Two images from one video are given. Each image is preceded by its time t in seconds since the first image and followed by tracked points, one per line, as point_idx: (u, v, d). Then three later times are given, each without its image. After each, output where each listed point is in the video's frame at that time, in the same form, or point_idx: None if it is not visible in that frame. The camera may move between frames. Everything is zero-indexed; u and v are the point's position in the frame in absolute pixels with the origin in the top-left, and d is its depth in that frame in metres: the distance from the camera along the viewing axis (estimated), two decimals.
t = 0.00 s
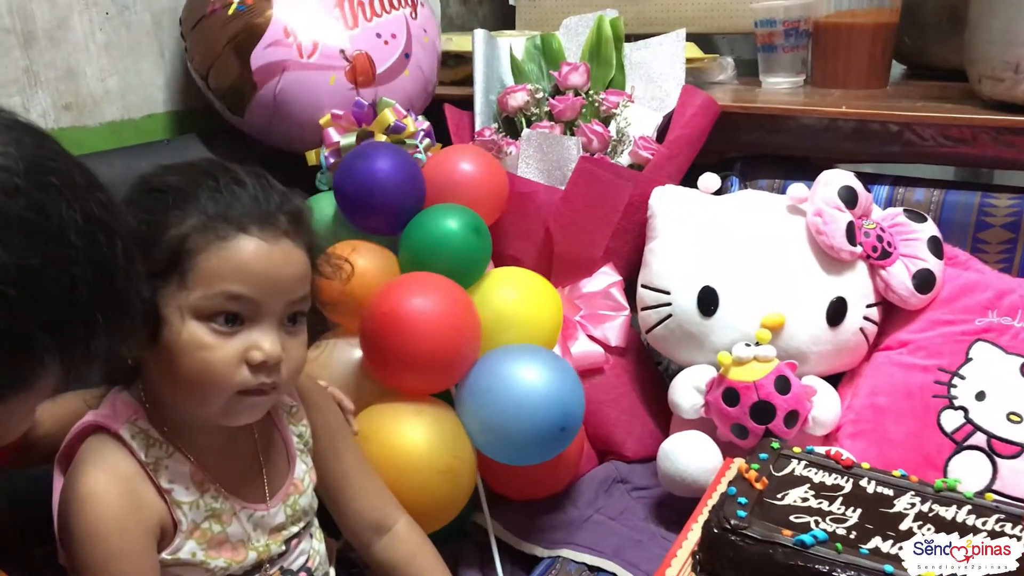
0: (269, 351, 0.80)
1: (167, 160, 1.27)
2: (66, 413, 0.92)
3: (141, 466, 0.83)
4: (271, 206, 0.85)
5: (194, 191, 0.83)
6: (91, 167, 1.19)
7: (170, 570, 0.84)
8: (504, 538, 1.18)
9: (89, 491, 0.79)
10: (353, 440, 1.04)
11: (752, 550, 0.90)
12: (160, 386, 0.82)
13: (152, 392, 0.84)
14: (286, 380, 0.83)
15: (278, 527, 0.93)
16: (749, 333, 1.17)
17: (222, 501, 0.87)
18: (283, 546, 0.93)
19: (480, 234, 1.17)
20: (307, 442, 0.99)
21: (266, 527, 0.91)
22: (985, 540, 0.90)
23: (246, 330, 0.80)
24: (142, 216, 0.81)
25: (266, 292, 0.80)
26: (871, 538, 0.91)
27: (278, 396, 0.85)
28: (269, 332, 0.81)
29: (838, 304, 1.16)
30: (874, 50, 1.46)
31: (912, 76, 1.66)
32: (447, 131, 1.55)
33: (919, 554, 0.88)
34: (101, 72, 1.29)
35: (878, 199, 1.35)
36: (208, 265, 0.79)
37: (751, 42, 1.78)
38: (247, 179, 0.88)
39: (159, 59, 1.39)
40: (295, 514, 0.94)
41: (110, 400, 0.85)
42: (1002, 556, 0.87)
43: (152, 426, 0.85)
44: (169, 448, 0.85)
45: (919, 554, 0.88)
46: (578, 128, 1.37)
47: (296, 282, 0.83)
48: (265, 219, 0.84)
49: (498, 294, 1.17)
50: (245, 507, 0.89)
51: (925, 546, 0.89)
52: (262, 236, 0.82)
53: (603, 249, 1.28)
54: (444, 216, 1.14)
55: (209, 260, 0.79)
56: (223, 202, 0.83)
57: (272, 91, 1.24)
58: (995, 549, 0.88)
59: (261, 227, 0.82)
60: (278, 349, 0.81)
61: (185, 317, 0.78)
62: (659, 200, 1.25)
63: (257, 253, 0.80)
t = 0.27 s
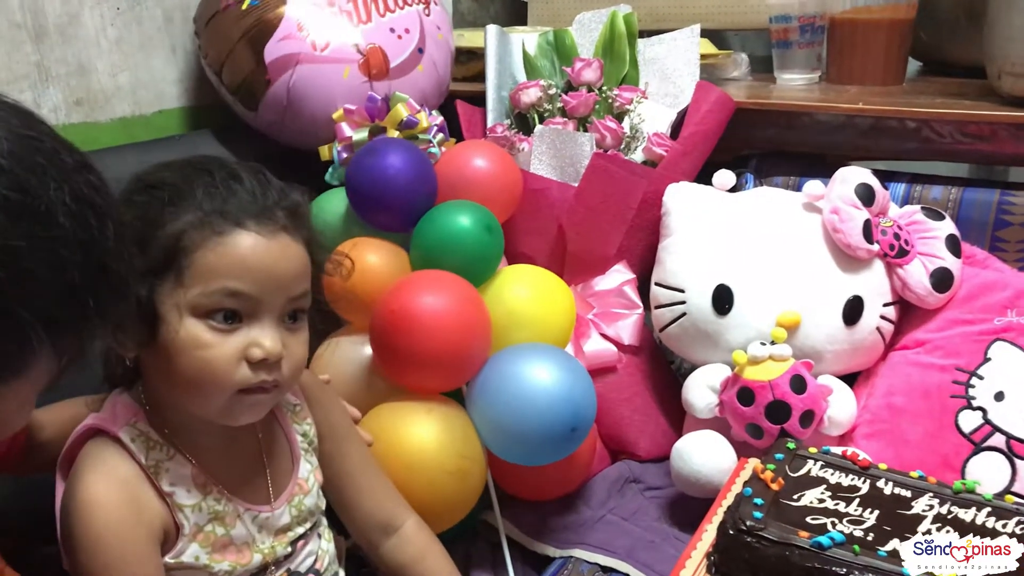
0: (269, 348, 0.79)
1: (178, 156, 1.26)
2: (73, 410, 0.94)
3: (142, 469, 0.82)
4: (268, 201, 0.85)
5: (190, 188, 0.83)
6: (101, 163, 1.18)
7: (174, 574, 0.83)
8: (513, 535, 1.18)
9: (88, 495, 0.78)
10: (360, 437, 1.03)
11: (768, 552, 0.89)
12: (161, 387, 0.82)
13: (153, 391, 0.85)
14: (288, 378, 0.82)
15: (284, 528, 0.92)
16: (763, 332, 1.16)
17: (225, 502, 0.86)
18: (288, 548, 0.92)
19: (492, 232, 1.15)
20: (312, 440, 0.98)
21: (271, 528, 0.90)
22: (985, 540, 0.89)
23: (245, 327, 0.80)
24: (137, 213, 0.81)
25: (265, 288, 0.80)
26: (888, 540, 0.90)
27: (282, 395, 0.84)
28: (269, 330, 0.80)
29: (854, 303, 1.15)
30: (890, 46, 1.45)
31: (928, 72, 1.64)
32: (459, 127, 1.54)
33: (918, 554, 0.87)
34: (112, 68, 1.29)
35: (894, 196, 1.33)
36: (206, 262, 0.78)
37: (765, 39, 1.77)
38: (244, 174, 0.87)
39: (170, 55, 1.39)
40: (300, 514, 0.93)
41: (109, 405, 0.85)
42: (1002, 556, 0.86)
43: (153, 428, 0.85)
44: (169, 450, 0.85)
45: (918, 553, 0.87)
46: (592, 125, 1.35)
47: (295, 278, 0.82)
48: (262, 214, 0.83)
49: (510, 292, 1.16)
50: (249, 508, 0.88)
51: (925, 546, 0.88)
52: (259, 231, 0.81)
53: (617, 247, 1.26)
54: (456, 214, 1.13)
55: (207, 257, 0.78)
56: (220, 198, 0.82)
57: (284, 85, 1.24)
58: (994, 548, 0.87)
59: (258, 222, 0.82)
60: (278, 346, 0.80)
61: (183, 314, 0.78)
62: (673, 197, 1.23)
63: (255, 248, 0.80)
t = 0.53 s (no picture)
0: (274, 347, 0.79)
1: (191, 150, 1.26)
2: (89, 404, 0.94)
3: (148, 472, 0.82)
4: (273, 198, 0.85)
5: (191, 184, 0.82)
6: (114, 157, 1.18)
7: None
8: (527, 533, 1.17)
9: (94, 498, 0.78)
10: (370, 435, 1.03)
11: (785, 551, 0.88)
12: (166, 389, 0.82)
13: (158, 393, 0.85)
14: (293, 377, 0.82)
15: (294, 527, 0.91)
16: (779, 330, 1.15)
17: (234, 503, 0.86)
18: (299, 547, 0.91)
19: (506, 228, 1.15)
20: (321, 438, 0.98)
21: (281, 528, 0.90)
22: (985, 540, 0.88)
23: (250, 327, 0.80)
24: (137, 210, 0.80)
25: (270, 287, 0.80)
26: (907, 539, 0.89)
27: (288, 393, 0.84)
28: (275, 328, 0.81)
29: (871, 300, 1.14)
30: (908, 41, 1.43)
31: (946, 68, 1.62)
32: (473, 122, 1.53)
33: (919, 554, 0.86)
34: (125, 62, 1.29)
35: (912, 193, 1.32)
36: (209, 260, 0.78)
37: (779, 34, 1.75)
38: (248, 170, 0.87)
39: (183, 49, 1.38)
40: (310, 513, 0.93)
41: (114, 407, 0.85)
42: (1002, 556, 0.85)
43: (158, 429, 0.85)
44: (176, 451, 0.85)
45: (918, 554, 0.86)
46: (606, 120, 1.34)
47: (300, 276, 0.82)
48: (265, 212, 0.83)
49: (524, 288, 1.16)
50: (257, 508, 0.88)
51: (925, 546, 0.87)
52: (264, 229, 0.81)
53: (631, 242, 1.26)
54: (470, 209, 1.13)
55: (211, 255, 0.78)
56: (221, 195, 0.82)
57: (303, 74, 1.23)
58: (994, 548, 0.86)
59: (263, 220, 0.82)
60: (284, 345, 0.80)
61: (187, 314, 0.78)
62: (689, 192, 1.22)
63: (259, 246, 0.80)
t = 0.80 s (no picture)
0: (279, 347, 0.79)
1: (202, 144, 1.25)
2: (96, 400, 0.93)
3: (152, 471, 0.82)
4: (279, 196, 0.85)
5: (194, 181, 0.82)
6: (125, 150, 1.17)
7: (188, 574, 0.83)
8: (539, 529, 1.16)
9: (97, 498, 0.78)
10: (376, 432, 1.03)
11: (802, 549, 0.87)
12: (168, 387, 0.82)
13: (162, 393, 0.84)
14: (298, 377, 0.83)
15: (300, 525, 0.92)
16: (794, 326, 1.14)
17: (240, 502, 0.86)
18: (304, 545, 0.92)
19: (519, 223, 1.14)
20: (327, 436, 0.97)
21: (286, 526, 0.90)
22: (984, 540, 0.87)
23: (254, 326, 0.80)
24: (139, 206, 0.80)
25: (275, 286, 0.80)
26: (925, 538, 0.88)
27: (292, 394, 0.84)
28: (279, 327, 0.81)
29: (888, 296, 1.13)
30: (925, 35, 1.41)
31: (962, 63, 1.60)
32: (485, 117, 1.52)
33: (918, 554, 0.85)
34: (136, 56, 1.28)
35: (928, 189, 1.30)
36: (213, 258, 0.78)
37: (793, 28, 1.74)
38: (252, 167, 0.87)
39: (195, 42, 1.38)
40: (316, 511, 0.93)
41: (117, 404, 0.84)
42: (1002, 556, 0.85)
43: (162, 427, 0.85)
44: (180, 449, 0.84)
45: (918, 554, 0.85)
46: (620, 114, 1.33)
47: (305, 274, 0.82)
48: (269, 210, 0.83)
49: (536, 283, 1.15)
50: (263, 506, 0.88)
51: (925, 546, 0.86)
52: (269, 226, 0.81)
53: (645, 238, 1.25)
54: (482, 204, 1.12)
55: (215, 253, 0.78)
56: (224, 193, 0.82)
57: (312, 69, 1.22)
58: (994, 548, 0.86)
59: (268, 217, 0.82)
60: (289, 344, 0.80)
61: (191, 313, 0.78)
62: (703, 187, 1.22)
63: (264, 245, 0.80)
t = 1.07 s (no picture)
0: (280, 350, 0.79)
1: (214, 142, 1.25)
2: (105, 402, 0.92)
3: (156, 474, 0.81)
4: (282, 197, 0.84)
5: (198, 181, 0.81)
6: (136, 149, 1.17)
7: None
8: (552, 532, 1.16)
9: (100, 503, 0.78)
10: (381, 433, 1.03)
11: (820, 554, 0.86)
12: (171, 390, 0.81)
13: (166, 396, 0.83)
14: (299, 381, 0.82)
15: (306, 527, 0.91)
16: (811, 327, 1.12)
17: (244, 504, 0.86)
18: (311, 548, 0.91)
19: (532, 222, 1.13)
20: (333, 438, 0.97)
21: (293, 528, 0.90)
22: (984, 540, 0.86)
23: (256, 327, 0.79)
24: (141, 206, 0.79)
25: (276, 289, 0.79)
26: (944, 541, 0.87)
27: (295, 396, 0.84)
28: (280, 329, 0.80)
29: (905, 297, 1.11)
30: (942, 33, 1.40)
31: (978, 61, 1.58)
32: (497, 116, 1.51)
33: (919, 554, 0.84)
34: (148, 53, 1.28)
35: (946, 189, 1.28)
36: (215, 260, 0.78)
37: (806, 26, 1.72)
38: (257, 168, 0.86)
39: (206, 40, 1.37)
40: (322, 513, 0.93)
41: (121, 406, 0.83)
42: (1003, 556, 0.84)
43: (166, 430, 0.84)
44: (183, 452, 0.84)
45: (918, 554, 0.84)
46: (634, 113, 1.32)
47: (307, 278, 0.82)
48: (274, 212, 0.82)
49: (549, 283, 1.14)
50: (268, 509, 0.88)
51: (925, 546, 0.85)
52: (272, 228, 0.81)
53: (659, 238, 1.24)
54: (495, 203, 1.11)
55: (217, 255, 0.78)
56: (229, 194, 0.81)
57: (323, 71, 1.22)
58: (994, 548, 0.85)
59: (271, 219, 0.81)
60: (290, 347, 0.80)
61: (192, 316, 0.77)
62: (717, 186, 1.20)
63: (266, 247, 0.79)
